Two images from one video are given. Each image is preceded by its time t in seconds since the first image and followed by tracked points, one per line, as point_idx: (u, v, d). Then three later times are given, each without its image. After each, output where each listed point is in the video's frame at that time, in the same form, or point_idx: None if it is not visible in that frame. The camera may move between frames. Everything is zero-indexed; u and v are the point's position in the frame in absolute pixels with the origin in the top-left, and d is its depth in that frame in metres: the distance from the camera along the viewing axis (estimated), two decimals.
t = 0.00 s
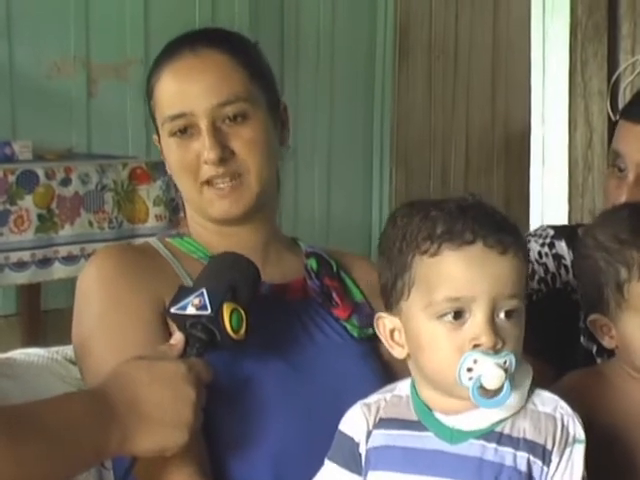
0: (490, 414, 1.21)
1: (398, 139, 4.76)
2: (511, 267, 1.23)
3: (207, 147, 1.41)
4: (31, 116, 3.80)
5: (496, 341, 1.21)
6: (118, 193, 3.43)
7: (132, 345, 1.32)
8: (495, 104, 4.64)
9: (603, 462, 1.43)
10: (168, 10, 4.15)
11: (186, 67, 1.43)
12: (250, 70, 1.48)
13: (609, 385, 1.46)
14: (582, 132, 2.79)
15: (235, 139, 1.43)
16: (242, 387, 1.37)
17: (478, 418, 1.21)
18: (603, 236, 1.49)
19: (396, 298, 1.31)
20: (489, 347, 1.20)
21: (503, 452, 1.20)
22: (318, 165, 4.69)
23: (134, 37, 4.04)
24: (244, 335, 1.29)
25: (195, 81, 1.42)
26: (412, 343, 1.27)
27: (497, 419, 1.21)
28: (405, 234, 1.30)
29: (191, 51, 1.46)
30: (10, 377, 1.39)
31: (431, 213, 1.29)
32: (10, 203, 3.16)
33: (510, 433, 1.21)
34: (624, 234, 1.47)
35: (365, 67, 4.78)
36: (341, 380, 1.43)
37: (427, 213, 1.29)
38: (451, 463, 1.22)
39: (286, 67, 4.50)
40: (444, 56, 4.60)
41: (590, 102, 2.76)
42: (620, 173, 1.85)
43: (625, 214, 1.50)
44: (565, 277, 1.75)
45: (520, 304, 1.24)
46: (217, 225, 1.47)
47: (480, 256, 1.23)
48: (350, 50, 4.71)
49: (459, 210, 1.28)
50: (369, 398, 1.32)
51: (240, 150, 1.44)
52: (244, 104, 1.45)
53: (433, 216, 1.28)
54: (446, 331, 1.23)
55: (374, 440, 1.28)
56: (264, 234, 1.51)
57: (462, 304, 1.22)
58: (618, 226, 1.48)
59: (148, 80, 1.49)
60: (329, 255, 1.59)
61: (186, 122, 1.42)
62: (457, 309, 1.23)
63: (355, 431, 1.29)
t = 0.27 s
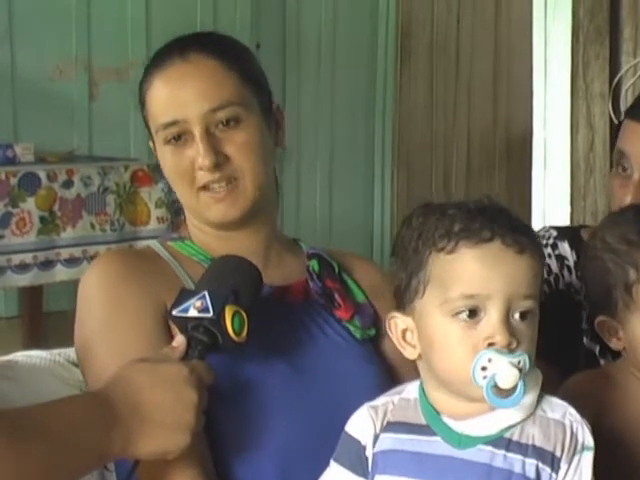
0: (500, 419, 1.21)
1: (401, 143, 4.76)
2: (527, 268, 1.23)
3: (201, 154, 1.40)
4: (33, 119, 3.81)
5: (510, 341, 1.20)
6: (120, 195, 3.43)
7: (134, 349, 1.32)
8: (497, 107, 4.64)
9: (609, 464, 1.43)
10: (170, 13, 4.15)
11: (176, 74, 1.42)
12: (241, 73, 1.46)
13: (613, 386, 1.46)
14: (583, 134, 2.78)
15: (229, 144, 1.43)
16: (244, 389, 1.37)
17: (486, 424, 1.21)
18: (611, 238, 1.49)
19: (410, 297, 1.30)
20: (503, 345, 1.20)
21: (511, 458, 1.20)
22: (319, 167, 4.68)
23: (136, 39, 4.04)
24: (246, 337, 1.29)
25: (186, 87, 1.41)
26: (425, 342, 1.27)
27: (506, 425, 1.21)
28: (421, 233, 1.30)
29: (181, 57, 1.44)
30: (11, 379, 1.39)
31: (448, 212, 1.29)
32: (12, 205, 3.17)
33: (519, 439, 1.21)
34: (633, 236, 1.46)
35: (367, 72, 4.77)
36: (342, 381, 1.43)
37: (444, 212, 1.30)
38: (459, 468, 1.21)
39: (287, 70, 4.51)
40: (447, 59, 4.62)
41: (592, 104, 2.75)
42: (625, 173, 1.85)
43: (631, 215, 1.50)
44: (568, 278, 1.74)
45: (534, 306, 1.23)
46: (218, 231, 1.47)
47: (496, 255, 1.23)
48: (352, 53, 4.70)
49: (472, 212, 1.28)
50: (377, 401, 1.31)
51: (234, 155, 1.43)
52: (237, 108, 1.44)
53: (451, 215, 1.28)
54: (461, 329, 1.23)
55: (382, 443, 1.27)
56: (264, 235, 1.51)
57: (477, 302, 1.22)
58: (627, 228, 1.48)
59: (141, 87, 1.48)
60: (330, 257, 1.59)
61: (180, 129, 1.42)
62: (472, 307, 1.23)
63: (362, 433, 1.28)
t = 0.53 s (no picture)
0: (511, 422, 1.19)
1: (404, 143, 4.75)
2: (515, 272, 1.21)
3: (197, 152, 1.40)
4: (36, 119, 3.81)
5: (496, 347, 1.19)
6: (123, 195, 3.43)
7: (137, 350, 1.32)
8: (500, 105, 4.73)
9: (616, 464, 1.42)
10: (173, 13, 4.15)
11: (170, 74, 1.41)
12: (235, 71, 1.46)
13: (618, 387, 1.46)
14: (587, 134, 2.77)
15: (225, 141, 1.42)
16: (246, 389, 1.36)
17: (499, 426, 1.19)
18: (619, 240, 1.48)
19: (413, 297, 1.31)
20: (489, 352, 1.19)
21: (523, 462, 1.18)
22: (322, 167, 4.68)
23: (139, 39, 4.04)
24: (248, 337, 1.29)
25: (180, 86, 1.40)
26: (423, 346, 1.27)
27: (518, 428, 1.19)
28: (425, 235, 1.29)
29: (174, 58, 1.43)
30: (13, 380, 1.39)
31: (447, 214, 1.29)
32: (15, 206, 3.17)
33: (530, 443, 1.19)
34: None
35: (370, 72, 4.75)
36: (343, 380, 1.43)
37: (445, 214, 1.29)
38: (469, 470, 1.19)
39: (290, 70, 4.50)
40: (450, 58, 4.63)
41: (595, 105, 2.75)
42: (628, 173, 1.85)
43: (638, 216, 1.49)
44: (572, 278, 1.73)
45: (528, 313, 1.21)
46: (218, 229, 1.47)
47: (484, 259, 1.22)
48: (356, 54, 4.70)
49: (476, 211, 1.27)
50: (387, 400, 1.29)
51: (231, 152, 1.43)
52: (231, 105, 1.44)
53: (450, 217, 1.28)
54: (448, 335, 1.22)
55: (392, 443, 1.25)
56: (264, 235, 1.51)
57: (465, 308, 1.22)
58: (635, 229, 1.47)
59: (135, 88, 1.47)
60: (332, 254, 1.59)
61: (175, 129, 1.41)
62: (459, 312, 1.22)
63: (373, 433, 1.27)
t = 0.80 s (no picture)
0: (512, 422, 1.19)
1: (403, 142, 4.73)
2: (484, 272, 1.20)
3: (197, 151, 1.39)
4: (36, 119, 3.81)
5: (460, 348, 1.19)
6: (123, 195, 3.44)
7: (139, 348, 1.32)
8: (500, 105, 4.73)
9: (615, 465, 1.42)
10: (174, 12, 4.15)
11: (172, 72, 1.40)
12: (238, 70, 1.44)
13: (617, 387, 1.46)
14: (586, 134, 2.78)
15: (226, 140, 1.42)
16: (246, 388, 1.36)
17: (500, 425, 1.19)
18: (617, 242, 1.49)
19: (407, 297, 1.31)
20: (453, 351, 1.19)
21: (524, 461, 1.18)
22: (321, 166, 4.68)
23: (139, 39, 4.04)
24: (248, 336, 1.29)
25: (181, 85, 1.40)
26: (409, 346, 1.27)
27: (520, 427, 1.19)
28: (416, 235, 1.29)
29: (176, 57, 1.42)
30: (13, 378, 1.39)
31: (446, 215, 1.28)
32: (15, 205, 3.17)
33: (532, 442, 1.19)
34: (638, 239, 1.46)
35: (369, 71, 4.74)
36: (344, 379, 1.43)
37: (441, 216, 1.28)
38: (470, 469, 1.19)
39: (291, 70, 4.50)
40: (450, 59, 4.63)
41: (595, 104, 2.75)
42: (625, 173, 1.85)
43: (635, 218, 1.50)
44: (571, 278, 1.73)
45: (500, 317, 1.20)
46: (219, 228, 1.47)
47: (453, 261, 1.21)
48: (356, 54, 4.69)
49: (473, 213, 1.26)
50: (391, 398, 1.29)
51: (231, 151, 1.42)
52: (233, 105, 1.43)
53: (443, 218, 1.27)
54: (419, 333, 1.22)
55: (393, 440, 1.25)
56: (266, 234, 1.51)
57: (436, 307, 1.21)
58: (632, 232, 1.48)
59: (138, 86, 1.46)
60: (333, 254, 1.58)
61: (176, 128, 1.40)
62: (430, 312, 1.22)
63: (374, 430, 1.27)
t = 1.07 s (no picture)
0: (511, 418, 1.19)
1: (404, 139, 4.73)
2: (471, 270, 1.19)
3: (213, 147, 1.39)
4: (37, 116, 3.81)
5: (455, 345, 1.18)
6: (124, 193, 3.43)
7: (142, 344, 1.32)
8: (500, 103, 4.68)
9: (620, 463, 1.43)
10: (174, 9, 4.15)
11: (196, 66, 1.40)
12: (262, 71, 1.44)
13: (618, 385, 1.45)
14: (587, 131, 2.78)
15: (242, 140, 1.41)
16: (248, 386, 1.36)
17: (499, 421, 1.19)
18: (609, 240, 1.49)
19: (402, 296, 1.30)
20: (447, 348, 1.18)
21: (522, 458, 1.18)
22: (322, 165, 4.70)
23: (140, 36, 4.04)
24: (250, 333, 1.29)
25: (204, 80, 1.40)
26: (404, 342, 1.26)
27: (518, 423, 1.19)
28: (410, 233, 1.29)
29: (202, 50, 1.43)
30: (14, 376, 1.39)
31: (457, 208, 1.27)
32: (16, 202, 3.16)
33: (531, 438, 1.19)
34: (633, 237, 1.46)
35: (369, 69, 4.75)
36: (346, 378, 1.42)
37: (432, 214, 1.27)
38: (469, 465, 1.19)
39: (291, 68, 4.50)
40: (450, 56, 4.60)
41: (596, 101, 2.75)
42: (626, 171, 1.84)
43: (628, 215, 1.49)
44: (571, 277, 1.73)
45: (492, 312, 1.19)
46: (226, 224, 1.46)
47: (441, 259, 1.21)
48: (356, 53, 4.70)
49: (466, 212, 1.25)
50: (391, 396, 1.29)
51: (246, 152, 1.41)
52: (253, 105, 1.42)
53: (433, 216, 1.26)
54: (414, 330, 1.22)
55: (393, 437, 1.25)
56: (270, 234, 1.50)
57: (429, 305, 1.21)
58: (624, 229, 1.48)
59: (161, 75, 1.46)
60: (336, 254, 1.57)
61: (194, 121, 1.40)
62: (424, 310, 1.22)
63: (374, 428, 1.27)
